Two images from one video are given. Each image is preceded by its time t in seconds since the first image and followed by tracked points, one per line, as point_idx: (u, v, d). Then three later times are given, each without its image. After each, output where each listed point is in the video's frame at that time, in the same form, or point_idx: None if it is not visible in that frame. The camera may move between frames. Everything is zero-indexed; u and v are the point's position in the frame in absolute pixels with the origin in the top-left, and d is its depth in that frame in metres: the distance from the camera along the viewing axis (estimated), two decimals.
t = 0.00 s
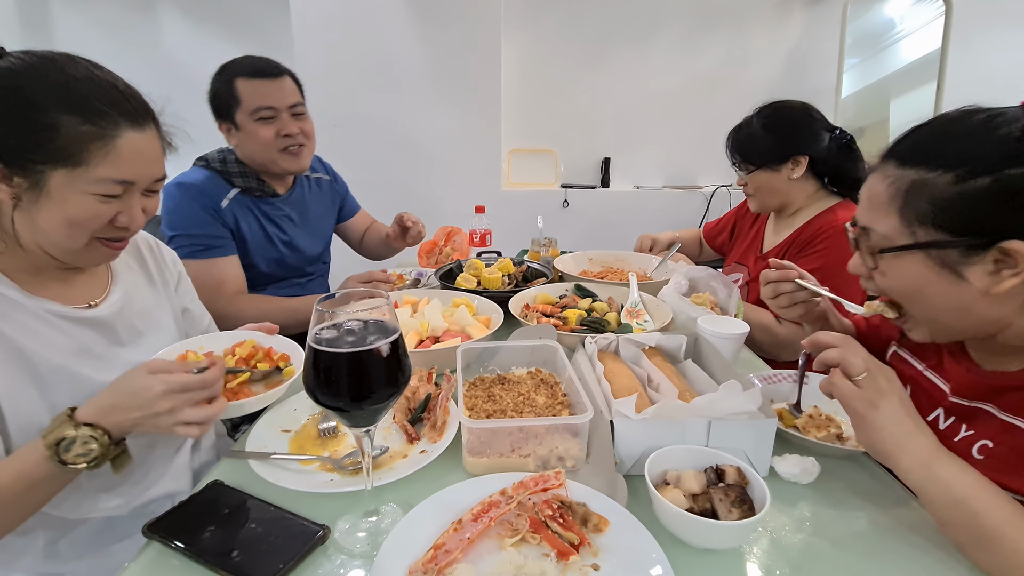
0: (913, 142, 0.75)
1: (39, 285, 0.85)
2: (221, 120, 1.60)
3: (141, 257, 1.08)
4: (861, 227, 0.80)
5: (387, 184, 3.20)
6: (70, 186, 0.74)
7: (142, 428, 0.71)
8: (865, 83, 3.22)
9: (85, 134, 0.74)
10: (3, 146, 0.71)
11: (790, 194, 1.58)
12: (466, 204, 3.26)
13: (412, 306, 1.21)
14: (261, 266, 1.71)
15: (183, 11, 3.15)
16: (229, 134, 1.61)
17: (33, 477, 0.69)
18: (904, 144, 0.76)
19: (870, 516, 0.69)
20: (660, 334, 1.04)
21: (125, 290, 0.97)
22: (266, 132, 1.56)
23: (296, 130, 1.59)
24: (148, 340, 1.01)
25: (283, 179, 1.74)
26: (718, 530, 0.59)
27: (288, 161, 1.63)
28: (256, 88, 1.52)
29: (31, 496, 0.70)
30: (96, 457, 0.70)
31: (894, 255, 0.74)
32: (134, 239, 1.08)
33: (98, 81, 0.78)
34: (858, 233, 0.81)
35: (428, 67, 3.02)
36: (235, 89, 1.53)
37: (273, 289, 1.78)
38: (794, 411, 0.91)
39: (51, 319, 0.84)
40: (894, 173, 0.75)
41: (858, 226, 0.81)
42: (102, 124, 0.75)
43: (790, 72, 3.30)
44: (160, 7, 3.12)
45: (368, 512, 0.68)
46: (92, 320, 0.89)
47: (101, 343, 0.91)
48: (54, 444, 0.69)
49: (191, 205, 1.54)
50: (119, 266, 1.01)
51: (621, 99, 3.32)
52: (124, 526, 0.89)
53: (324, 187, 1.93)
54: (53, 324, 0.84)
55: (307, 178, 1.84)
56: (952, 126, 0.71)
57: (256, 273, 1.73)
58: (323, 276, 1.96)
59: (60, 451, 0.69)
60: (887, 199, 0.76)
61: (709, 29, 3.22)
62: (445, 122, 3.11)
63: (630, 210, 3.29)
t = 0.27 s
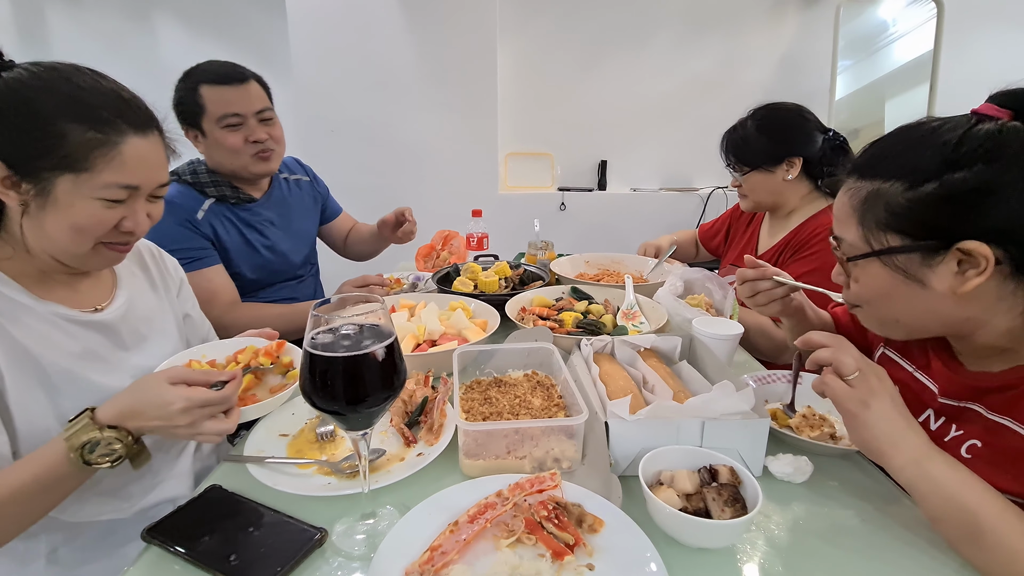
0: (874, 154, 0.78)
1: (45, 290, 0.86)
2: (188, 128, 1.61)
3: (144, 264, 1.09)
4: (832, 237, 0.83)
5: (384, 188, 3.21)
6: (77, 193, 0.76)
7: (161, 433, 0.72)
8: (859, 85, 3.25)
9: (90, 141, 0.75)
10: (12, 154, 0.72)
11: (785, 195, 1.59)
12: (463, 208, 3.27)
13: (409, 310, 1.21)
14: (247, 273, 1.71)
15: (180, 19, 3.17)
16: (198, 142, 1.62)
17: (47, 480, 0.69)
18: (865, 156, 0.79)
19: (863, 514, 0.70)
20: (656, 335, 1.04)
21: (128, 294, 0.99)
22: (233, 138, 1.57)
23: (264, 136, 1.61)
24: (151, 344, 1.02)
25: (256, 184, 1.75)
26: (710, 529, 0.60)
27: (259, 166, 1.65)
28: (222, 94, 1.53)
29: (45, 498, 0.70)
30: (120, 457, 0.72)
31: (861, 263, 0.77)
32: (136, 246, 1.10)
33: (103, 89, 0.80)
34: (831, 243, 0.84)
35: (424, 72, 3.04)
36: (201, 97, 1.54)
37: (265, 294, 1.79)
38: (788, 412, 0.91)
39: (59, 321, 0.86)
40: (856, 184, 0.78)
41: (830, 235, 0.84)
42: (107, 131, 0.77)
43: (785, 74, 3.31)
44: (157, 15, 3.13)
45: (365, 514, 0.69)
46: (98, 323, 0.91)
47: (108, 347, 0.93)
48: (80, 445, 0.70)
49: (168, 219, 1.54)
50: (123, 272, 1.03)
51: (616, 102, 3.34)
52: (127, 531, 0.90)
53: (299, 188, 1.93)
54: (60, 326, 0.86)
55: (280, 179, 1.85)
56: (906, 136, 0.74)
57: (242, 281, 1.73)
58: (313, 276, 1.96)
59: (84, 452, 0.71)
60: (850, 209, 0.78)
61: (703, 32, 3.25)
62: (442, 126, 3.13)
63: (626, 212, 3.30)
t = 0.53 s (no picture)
0: (891, 147, 0.78)
1: (54, 297, 0.89)
2: (177, 133, 1.61)
3: (150, 272, 1.12)
4: (851, 231, 0.83)
5: (383, 194, 3.23)
6: (83, 194, 0.79)
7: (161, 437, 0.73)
8: (854, 88, 3.28)
9: (93, 142, 0.78)
10: (19, 160, 0.75)
11: (778, 198, 1.61)
12: (461, 213, 3.28)
13: (407, 315, 1.22)
14: (239, 278, 1.72)
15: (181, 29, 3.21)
16: (187, 148, 1.62)
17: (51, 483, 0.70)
18: (884, 149, 0.79)
19: (853, 514, 0.71)
20: (650, 339, 1.05)
21: (135, 302, 1.01)
22: (224, 144, 1.58)
23: (255, 142, 1.63)
24: (155, 350, 1.04)
25: (244, 190, 1.76)
26: (702, 530, 0.61)
27: (249, 172, 1.66)
28: (213, 100, 1.55)
29: (51, 502, 0.71)
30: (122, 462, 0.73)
31: (882, 256, 0.77)
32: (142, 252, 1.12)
33: (104, 93, 0.82)
34: (850, 237, 0.84)
35: (422, 78, 3.06)
36: (192, 103, 1.55)
37: (260, 299, 1.80)
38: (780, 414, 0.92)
39: (67, 328, 0.88)
40: (876, 177, 0.78)
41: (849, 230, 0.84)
42: (109, 132, 0.80)
43: (780, 78, 3.34)
44: (157, 26, 3.17)
45: (361, 518, 0.70)
46: (106, 330, 0.93)
47: (114, 353, 0.95)
48: (81, 452, 0.71)
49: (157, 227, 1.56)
50: (130, 279, 1.05)
51: (612, 107, 3.36)
52: (130, 535, 0.91)
53: (288, 193, 1.94)
54: (67, 332, 0.88)
55: (269, 185, 1.86)
56: (924, 129, 0.74)
57: (235, 286, 1.73)
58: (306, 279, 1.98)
59: (86, 458, 0.71)
60: (871, 202, 0.79)
61: (698, 38, 3.27)
62: (440, 132, 3.15)
63: (624, 216, 3.31)
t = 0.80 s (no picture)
0: (919, 144, 0.75)
1: (78, 304, 0.91)
2: (190, 140, 1.62)
3: (166, 282, 1.15)
4: (877, 232, 0.81)
5: (382, 201, 3.24)
6: (106, 201, 0.81)
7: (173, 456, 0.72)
8: (848, 96, 3.27)
9: (114, 149, 0.80)
10: (44, 170, 0.77)
11: (774, 203, 1.62)
12: (461, 219, 3.30)
13: (407, 321, 1.23)
14: (244, 288, 1.73)
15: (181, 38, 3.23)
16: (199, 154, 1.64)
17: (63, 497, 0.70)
18: (909, 146, 0.76)
19: (852, 516, 0.71)
20: (649, 343, 1.06)
21: (152, 312, 1.03)
22: (244, 154, 1.62)
23: (273, 154, 1.68)
24: (169, 359, 1.06)
25: (251, 200, 1.78)
26: (701, 532, 0.62)
27: (263, 181, 1.70)
28: (235, 111, 1.59)
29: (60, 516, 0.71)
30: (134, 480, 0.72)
31: (914, 257, 0.74)
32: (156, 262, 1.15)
33: (124, 101, 0.85)
34: (877, 239, 0.81)
35: (421, 86, 3.09)
36: (213, 111, 1.59)
37: (263, 308, 1.81)
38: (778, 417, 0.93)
39: (88, 339, 0.90)
40: (901, 176, 0.75)
41: (875, 231, 0.82)
42: (129, 139, 0.82)
43: (776, 83, 3.36)
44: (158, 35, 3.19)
45: (363, 523, 0.70)
46: (124, 340, 0.95)
47: (130, 362, 0.97)
48: (94, 468, 0.70)
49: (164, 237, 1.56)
50: (147, 289, 1.08)
51: (610, 113, 3.39)
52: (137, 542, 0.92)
53: (291, 204, 1.96)
54: (86, 341, 0.90)
55: (274, 196, 1.88)
56: (952, 125, 0.71)
57: (240, 296, 1.74)
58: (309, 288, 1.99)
59: (98, 475, 0.71)
60: (899, 201, 0.76)
61: (694, 44, 3.30)
62: (439, 139, 3.16)
63: (623, 221, 3.33)
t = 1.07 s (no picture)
0: (930, 151, 0.74)
1: (95, 313, 0.92)
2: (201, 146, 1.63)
3: (175, 290, 1.17)
4: (898, 242, 0.79)
5: (381, 206, 3.25)
6: (123, 213, 0.81)
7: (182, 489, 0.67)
8: (844, 98, 3.28)
9: (130, 161, 0.80)
10: (61, 183, 0.78)
11: (769, 207, 1.62)
12: (459, 224, 3.30)
13: (404, 327, 1.23)
14: (244, 294, 1.72)
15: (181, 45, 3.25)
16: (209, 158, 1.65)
17: (73, 520, 0.68)
18: (921, 153, 0.76)
19: (848, 520, 0.71)
20: (645, 347, 1.06)
21: (163, 321, 1.05)
22: (258, 161, 1.65)
23: (284, 163, 1.72)
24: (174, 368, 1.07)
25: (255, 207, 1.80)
26: (696, 537, 0.62)
27: (273, 189, 1.73)
28: (252, 121, 1.64)
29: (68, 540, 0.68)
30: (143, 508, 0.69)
31: (942, 267, 0.72)
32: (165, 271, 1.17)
33: (140, 113, 0.85)
34: (898, 249, 0.80)
35: (419, 92, 3.10)
36: (229, 119, 1.61)
37: (263, 315, 1.81)
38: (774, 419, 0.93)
39: (104, 347, 0.91)
40: (916, 185, 0.75)
41: (895, 242, 0.80)
42: (145, 151, 0.82)
43: (773, 86, 3.37)
44: (158, 43, 3.22)
45: (358, 530, 0.70)
46: (137, 348, 0.96)
47: (142, 370, 0.98)
48: (105, 490, 0.68)
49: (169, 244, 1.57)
50: (159, 298, 1.10)
51: (608, 118, 3.40)
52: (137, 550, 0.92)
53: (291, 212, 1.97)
54: (102, 349, 0.91)
55: (275, 204, 1.89)
56: (964, 130, 0.71)
57: (240, 302, 1.73)
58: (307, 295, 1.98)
59: (108, 498, 0.68)
60: (918, 210, 0.74)
61: (690, 48, 3.32)
62: (437, 144, 3.17)
63: (621, 225, 3.33)
